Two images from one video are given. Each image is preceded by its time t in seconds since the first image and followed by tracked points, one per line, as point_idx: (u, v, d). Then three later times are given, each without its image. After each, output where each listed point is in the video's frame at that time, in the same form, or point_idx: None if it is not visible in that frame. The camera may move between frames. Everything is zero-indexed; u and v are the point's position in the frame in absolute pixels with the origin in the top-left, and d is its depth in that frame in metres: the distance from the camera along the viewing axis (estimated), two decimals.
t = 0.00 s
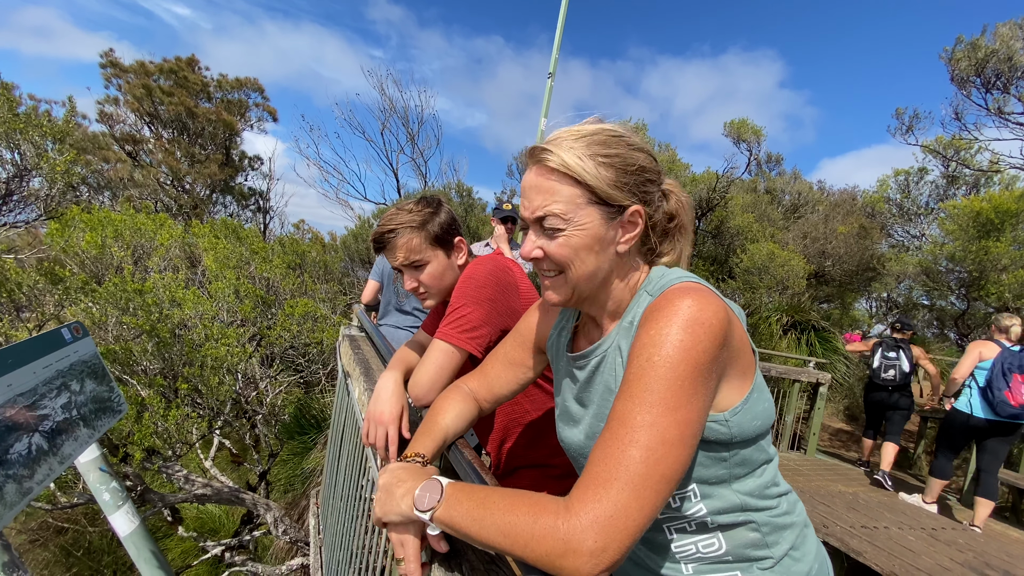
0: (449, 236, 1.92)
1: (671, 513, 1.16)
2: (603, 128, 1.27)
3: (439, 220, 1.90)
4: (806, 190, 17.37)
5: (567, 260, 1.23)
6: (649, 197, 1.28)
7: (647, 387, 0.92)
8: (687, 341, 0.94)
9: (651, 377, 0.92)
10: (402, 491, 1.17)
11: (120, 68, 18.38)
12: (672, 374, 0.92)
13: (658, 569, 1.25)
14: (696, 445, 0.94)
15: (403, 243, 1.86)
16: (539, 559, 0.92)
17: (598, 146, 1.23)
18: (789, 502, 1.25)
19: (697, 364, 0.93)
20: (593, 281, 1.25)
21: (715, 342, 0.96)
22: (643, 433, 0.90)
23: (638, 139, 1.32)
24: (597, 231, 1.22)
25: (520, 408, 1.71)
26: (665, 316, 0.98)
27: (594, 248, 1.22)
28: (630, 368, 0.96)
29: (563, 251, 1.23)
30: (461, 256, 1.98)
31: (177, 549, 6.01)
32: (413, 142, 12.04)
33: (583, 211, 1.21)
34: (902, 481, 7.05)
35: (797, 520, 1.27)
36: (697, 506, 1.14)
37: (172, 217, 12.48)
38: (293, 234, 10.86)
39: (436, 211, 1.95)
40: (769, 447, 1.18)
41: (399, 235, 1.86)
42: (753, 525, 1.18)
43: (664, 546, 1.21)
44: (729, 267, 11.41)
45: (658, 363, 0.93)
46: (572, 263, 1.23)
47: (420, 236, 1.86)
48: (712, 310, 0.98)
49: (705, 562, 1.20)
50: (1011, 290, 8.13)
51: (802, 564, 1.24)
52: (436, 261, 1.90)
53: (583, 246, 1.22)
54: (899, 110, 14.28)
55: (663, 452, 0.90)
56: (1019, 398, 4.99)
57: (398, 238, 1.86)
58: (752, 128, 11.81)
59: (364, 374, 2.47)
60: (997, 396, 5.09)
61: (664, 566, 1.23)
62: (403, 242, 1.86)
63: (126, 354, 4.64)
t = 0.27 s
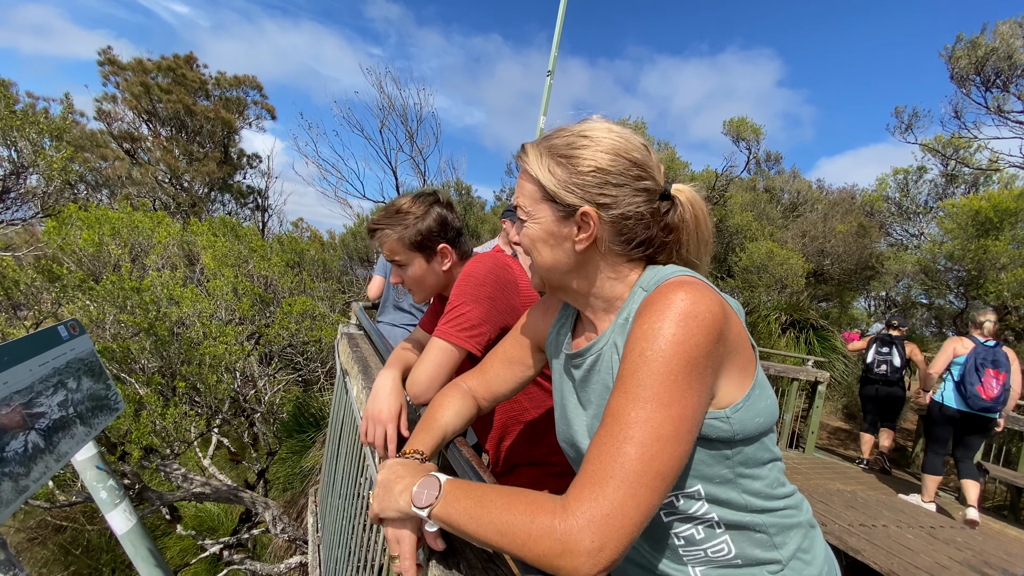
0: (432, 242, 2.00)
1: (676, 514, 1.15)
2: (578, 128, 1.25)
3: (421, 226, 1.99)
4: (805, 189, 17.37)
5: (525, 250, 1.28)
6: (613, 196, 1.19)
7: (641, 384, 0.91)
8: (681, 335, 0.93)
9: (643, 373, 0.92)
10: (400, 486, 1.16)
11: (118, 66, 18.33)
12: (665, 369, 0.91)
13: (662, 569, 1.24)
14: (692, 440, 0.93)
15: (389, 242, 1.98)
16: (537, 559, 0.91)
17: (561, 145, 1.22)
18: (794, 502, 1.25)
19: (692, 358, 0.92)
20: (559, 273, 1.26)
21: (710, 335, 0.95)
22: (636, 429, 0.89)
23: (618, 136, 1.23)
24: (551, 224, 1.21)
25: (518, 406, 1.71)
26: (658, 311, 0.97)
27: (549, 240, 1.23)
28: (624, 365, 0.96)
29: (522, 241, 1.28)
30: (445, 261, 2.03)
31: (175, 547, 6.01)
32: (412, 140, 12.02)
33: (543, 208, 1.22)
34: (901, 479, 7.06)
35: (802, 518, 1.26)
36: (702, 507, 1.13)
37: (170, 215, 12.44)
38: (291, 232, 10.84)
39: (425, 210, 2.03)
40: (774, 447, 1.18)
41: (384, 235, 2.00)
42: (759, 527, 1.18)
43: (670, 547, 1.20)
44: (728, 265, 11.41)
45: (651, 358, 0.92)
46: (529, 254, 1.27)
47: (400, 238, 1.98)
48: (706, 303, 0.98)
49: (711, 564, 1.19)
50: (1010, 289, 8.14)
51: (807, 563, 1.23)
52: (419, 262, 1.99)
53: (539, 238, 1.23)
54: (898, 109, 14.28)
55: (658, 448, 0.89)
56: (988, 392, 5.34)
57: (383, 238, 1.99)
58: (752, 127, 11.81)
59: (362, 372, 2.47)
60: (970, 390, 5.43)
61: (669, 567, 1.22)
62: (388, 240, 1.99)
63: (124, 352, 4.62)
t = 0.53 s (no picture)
0: (421, 241, 1.99)
1: (676, 513, 1.15)
2: (568, 129, 1.25)
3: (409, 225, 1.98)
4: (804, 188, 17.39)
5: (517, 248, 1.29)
6: (598, 193, 1.18)
7: (641, 382, 0.91)
8: (681, 333, 0.93)
9: (644, 371, 0.92)
10: (400, 482, 1.16)
11: (116, 64, 18.27)
12: (665, 366, 0.91)
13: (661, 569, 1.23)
14: (692, 438, 0.93)
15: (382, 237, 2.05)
16: (537, 558, 0.91)
17: (550, 146, 1.23)
18: (794, 501, 1.24)
19: (691, 356, 0.92)
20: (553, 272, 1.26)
21: (709, 333, 0.95)
22: (637, 427, 0.89)
23: (606, 136, 1.23)
24: (541, 224, 1.22)
25: (516, 404, 1.70)
26: (657, 308, 0.97)
27: (540, 240, 1.23)
28: (624, 363, 0.95)
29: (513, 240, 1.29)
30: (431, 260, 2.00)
31: (174, 546, 6.01)
32: (410, 138, 12.00)
33: (533, 208, 1.22)
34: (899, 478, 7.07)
35: (802, 517, 1.26)
36: (702, 506, 1.13)
37: (169, 214, 12.42)
38: (289, 230, 10.82)
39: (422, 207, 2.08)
40: (774, 446, 1.17)
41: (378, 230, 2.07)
42: (759, 526, 1.18)
43: (670, 546, 1.20)
44: (727, 264, 11.42)
45: (651, 356, 0.92)
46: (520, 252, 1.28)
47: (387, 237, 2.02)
48: (705, 301, 0.98)
49: (710, 564, 1.19)
50: (1007, 288, 8.16)
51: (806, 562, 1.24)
52: (406, 260, 2.02)
53: (530, 238, 1.24)
54: (897, 108, 14.29)
55: (658, 446, 0.89)
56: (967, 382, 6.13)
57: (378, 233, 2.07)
58: (751, 125, 11.81)
59: (361, 370, 2.46)
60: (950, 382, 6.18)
61: (668, 566, 1.22)
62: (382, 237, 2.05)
63: (122, 351, 4.60)
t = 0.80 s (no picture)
0: (439, 224, 1.96)
1: (671, 508, 1.15)
2: (567, 122, 1.25)
3: (429, 208, 1.94)
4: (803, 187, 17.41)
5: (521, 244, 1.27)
6: (602, 187, 1.18)
7: (638, 376, 0.91)
8: (678, 325, 0.93)
9: (642, 365, 0.91)
10: (397, 482, 1.15)
11: (114, 61, 18.23)
12: (663, 359, 0.91)
13: (659, 565, 1.23)
14: (690, 431, 0.93)
15: (393, 226, 1.92)
16: (535, 552, 0.91)
17: (550, 141, 1.22)
18: (790, 494, 1.24)
19: (689, 350, 0.92)
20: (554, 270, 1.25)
21: (706, 326, 0.95)
22: (636, 420, 0.89)
23: (606, 130, 1.23)
24: (543, 220, 1.21)
25: (513, 401, 1.70)
26: (655, 302, 0.97)
27: (542, 236, 1.22)
28: (622, 356, 0.95)
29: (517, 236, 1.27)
30: (451, 245, 1.99)
31: (172, 545, 6.01)
32: (409, 136, 11.98)
33: (534, 204, 1.22)
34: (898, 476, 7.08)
35: (798, 510, 1.26)
36: (697, 501, 1.13)
37: (167, 212, 12.38)
38: (288, 229, 10.81)
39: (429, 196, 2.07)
40: (769, 441, 1.17)
41: (387, 219, 1.93)
42: (754, 519, 1.18)
43: (667, 541, 1.20)
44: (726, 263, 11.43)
45: (647, 349, 0.92)
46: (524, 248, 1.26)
47: (409, 220, 1.91)
48: (702, 295, 0.98)
49: (707, 558, 1.19)
50: (1006, 287, 8.17)
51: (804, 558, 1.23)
52: (425, 245, 1.93)
53: (531, 235, 1.23)
54: (895, 107, 14.31)
55: (655, 442, 0.88)
56: (958, 383, 6.38)
57: (387, 222, 1.93)
58: (750, 124, 11.81)
59: (358, 368, 2.45)
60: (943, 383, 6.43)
61: (666, 561, 1.22)
62: (395, 222, 1.92)
63: (120, 349, 4.59)
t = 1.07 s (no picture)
0: (453, 213, 2.06)
1: (668, 508, 1.15)
2: (560, 126, 1.24)
3: (445, 196, 2.04)
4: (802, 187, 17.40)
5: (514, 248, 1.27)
6: (594, 192, 1.18)
7: (638, 378, 0.91)
8: (677, 327, 0.92)
9: (642, 367, 0.91)
10: (396, 484, 1.15)
11: (112, 60, 18.20)
12: (662, 361, 0.90)
13: (657, 565, 1.24)
14: (688, 433, 0.93)
15: (415, 211, 1.96)
16: (534, 554, 0.91)
17: (542, 145, 1.21)
18: (786, 492, 1.25)
19: (688, 352, 0.92)
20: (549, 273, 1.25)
21: (705, 328, 0.95)
22: (635, 421, 0.89)
23: (599, 133, 1.22)
24: (536, 224, 1.21)
25: (511, 401, 1.70)
26: (653, 304, 0.96)
27: (535, 241, 1.22)
28: (621, 358, 0.95)
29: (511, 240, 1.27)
30: (463, 234, 2.11)
31: (171, 544, 6.01)
32: (409, 135, 11.97)
33: (526, 208, 1.22)
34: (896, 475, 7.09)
35: (794, 507, 1.27)
36: (694, 501, 1.13)
37: (166, 211, 12.38)
38: (286, 228, 10.80)
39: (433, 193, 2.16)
40: (764, 440, 1.17)
41: (409, 205, 1.96)
42: (751, 518, 1.18)
43: (664, 541, 1.20)
44: (725, 262, 11.44)
45: (645, 350, 0.91)
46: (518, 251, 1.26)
47: (429, 206, 1.98)
48: (701, 296, 0.97)
49: (703, 556, 1.19)
50: (1004, 286, 8.17)
51: (801, 554, 1.24)
52: (446, 231, 2.00)
53: (525, 238, 1.23)
54: (894, 106, 14.31)
55: (655, 443, 0.88)
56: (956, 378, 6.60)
57: (409, 208, 1.96)
58: (749, 124, 11.82)
59: (357, 368, 2.45)
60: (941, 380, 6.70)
61: (663, 561, 1.23)
62: (416, 210, 1.96)
63: (118, 349, 4.59)
